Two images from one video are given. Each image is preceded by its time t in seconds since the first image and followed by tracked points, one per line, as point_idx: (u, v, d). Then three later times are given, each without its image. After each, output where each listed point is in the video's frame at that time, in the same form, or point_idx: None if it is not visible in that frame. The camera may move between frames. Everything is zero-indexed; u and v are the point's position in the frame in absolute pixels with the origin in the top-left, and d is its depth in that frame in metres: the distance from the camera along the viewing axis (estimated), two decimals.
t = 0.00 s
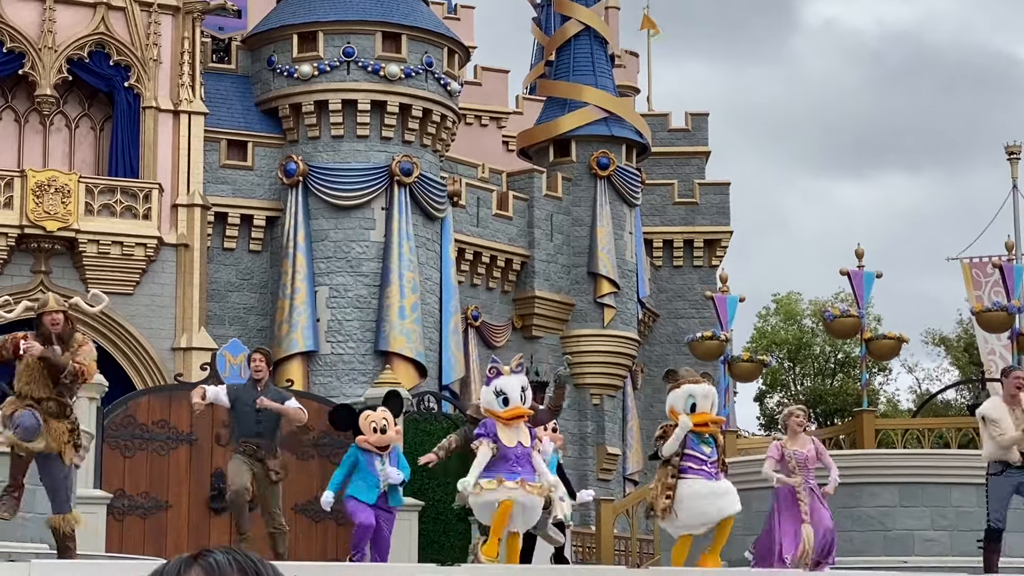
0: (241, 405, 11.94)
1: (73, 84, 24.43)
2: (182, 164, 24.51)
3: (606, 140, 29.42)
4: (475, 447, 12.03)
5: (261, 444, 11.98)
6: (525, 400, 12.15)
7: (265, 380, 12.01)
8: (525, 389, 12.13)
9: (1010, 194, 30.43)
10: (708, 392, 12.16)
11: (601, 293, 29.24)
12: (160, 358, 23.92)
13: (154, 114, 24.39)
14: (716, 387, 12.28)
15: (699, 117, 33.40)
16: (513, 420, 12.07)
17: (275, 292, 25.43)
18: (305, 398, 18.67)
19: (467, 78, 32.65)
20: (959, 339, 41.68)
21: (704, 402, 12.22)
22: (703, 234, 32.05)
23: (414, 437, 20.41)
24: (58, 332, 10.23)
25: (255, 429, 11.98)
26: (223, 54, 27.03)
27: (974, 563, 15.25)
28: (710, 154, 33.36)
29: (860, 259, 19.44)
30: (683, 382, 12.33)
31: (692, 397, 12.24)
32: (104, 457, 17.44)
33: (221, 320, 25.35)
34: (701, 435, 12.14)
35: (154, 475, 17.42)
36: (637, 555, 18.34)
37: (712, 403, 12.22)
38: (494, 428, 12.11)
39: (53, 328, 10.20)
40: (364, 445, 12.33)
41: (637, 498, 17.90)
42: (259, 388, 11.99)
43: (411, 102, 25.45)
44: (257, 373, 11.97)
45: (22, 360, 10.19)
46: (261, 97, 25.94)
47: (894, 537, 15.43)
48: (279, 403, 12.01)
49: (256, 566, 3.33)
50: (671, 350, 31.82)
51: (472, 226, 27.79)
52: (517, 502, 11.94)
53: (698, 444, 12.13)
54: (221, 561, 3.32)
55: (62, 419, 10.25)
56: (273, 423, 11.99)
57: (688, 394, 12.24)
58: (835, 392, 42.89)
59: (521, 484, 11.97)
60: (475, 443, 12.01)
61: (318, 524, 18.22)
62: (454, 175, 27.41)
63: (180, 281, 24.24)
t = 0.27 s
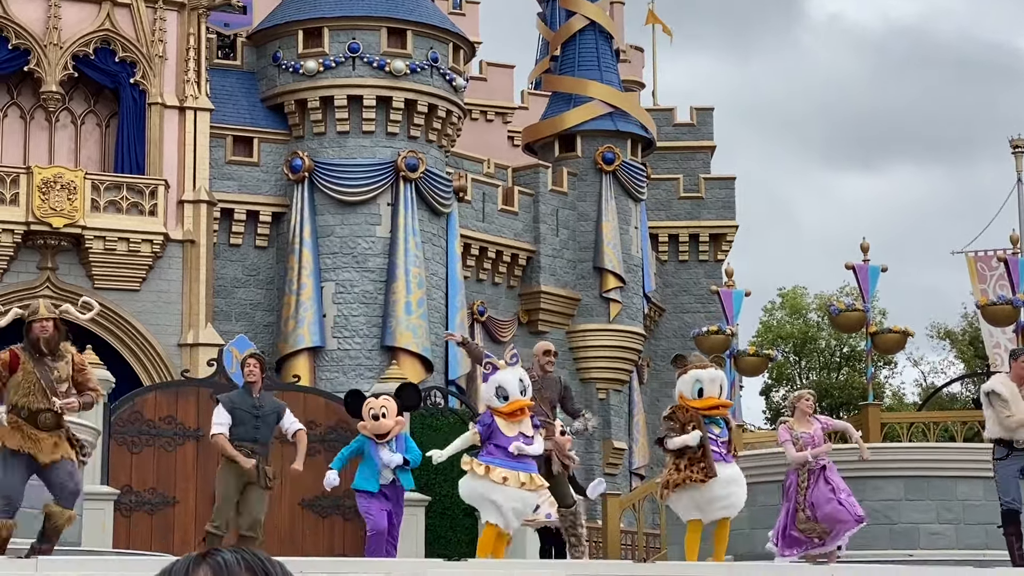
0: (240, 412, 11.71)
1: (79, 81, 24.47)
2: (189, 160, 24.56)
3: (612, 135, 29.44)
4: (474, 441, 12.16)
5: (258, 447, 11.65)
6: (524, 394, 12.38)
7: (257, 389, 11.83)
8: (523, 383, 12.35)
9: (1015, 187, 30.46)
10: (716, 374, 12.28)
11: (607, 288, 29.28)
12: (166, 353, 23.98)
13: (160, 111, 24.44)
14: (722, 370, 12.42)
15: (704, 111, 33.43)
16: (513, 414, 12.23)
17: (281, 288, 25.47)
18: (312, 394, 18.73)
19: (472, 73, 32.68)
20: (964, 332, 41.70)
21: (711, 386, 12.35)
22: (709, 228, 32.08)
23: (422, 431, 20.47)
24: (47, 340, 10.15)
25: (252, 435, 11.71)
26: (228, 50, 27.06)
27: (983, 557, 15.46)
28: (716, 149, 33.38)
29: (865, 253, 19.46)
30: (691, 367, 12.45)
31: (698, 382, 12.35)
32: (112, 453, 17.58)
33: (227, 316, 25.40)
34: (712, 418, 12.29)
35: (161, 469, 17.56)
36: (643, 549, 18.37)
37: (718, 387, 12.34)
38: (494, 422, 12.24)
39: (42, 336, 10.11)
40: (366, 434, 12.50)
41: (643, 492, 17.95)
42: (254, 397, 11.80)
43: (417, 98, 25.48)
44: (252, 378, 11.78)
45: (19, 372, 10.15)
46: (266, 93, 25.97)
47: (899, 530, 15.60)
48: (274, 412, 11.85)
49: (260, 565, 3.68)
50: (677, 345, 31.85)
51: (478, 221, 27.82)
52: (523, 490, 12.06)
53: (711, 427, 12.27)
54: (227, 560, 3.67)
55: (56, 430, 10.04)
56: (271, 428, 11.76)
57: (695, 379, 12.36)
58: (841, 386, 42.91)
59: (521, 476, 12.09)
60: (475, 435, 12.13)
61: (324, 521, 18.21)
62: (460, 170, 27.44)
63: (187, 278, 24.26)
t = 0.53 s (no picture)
0: (242, 398, 11.71)
1: (81, 77, 24.51)
2: (191, 156, 24.57)
3: (614, 130, 29.45)
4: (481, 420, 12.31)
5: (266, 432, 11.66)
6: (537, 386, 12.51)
7: (258, 373, 11.86)
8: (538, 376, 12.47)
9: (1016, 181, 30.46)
10: (717, 371, 12.23)
11: (610, 283, 29.30)
12: (170, 350, 23.96)
13: (162, 107, 24.48)
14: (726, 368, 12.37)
15: (706, 106, 33.44)
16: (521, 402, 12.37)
17: (284, 283, 25.49)
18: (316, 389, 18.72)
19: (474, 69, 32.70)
20: (967, 326, 41.70)
21: (713, 383, 12.28)
22: (711, 223, 32.09)
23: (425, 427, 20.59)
24: (55, 325, 10.50)
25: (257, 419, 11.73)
26: (230, 47, 27.07)
27: (985, 551, 15.49)
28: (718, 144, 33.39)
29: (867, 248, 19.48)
30: (694, 366, 12.43)
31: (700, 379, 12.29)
32: (115, 448, 17.63)
33: (230, 312, 25.42)
34: (713, 417, 12.25)
35: (165, 465, 17.64)
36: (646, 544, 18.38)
37: (721, 384, 12.28)
38: (499, 404, 12.38)
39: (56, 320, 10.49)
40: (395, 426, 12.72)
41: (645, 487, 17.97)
42: (255, 380, 11.83)
43: (419, 93, 25.49)
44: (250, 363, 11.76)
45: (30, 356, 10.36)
46: (269, 89, 25.99)
47: (902, 524, 15.67)
48: (277, 393, 11.84)
49: (265, 563, 3.33)
50: (679, 340, 31.86)
51: (480, 217, 27.84)
52: (515, 476, 12.17)
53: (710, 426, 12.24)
54: (229, 557, 3.33)
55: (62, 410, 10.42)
56: (274, 408, 11.77)
57: (697, 376, 12.30)
58: (844, 380, 42.92)
59: (514, 461, 12.21)
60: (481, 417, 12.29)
61: (329, 516, 18.38)
62: (462, 165, 27.46)
63: (190, 274, 24.27)
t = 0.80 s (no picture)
0: (247, 402, 11.70)
1: (80, 74, 24.50)
2: (191, 153, 24.56)
3: (613, 127, 29.44)
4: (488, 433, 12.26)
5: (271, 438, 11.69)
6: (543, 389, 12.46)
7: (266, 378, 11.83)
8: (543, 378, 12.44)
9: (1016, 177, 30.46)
10: (713, 374, 12.22)
11: (610, 280, 29.29)
12: (169, 346, 23.99)
13: (162, 104, 24.46)
14: (722, 373, 12.36)
15: (706, 102, 33.43)
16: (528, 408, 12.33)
17: (284, 280, 25.48)
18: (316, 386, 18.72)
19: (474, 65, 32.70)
20: (966, 322, 41.69)
21: (709, 387, 12.27)
22: (711, 220, 32.08)
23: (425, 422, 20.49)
24: (64, 333, 10.20)
25: (262, 424, 11.71)
26: (230, 43, 27.06)
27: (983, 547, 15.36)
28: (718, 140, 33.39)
29: (866, 244, 19.47)
30: (692, 368, 12.42)
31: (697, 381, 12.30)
32: (115, 446, 17.65)
33: (230, 309, 25.41)
34: (705, 422, 12.19)
35: (165, 463, 17.65)
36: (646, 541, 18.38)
37: (717, 387, 12.28)
38: (508, 415, 12.38)
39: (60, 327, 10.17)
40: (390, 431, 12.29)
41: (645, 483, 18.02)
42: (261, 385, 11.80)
43: (418, 90, 25.49)
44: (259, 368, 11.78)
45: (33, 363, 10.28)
46: (268, 85, 25.97)
47: (900, 519, 16.00)
48: (282, 397, 11.82)
49: (264, 558, 3.18)
50: (679, 336, 31.88)
51: (480, 213, 27.84)
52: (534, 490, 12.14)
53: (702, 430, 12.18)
54: (229, 551, 3.17)
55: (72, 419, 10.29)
56: (280, 416, 11.76)
57: (694, 378, 12.30)
58: (844, 376, 42.93)
59: (535, 478, 12.16)
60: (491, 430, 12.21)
61: (331, 512, 18.44)
62: (462, 162, 27.45)
63: (189, 270, 24.29)
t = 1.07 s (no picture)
0: (242, 398, 11.22)
1: (78, 73, 24.50)
2: (189, 152, 24.56)
3: (611, 126, 29.43)
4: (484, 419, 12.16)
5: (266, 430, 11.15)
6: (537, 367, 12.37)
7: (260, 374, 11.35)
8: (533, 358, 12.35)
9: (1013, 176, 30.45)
10: (714, 358, 12.28)
11: (608, 279, 29.31)
12: (167, 345, 23.97)
13: (159, 102, 24.44)
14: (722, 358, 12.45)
15: (704, 101, 33.43)
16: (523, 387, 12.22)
17: (282, 280, 25.48)
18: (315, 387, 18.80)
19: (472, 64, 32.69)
20: (964, 321, 41.69)
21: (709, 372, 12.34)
22: (709, 219, 32.08)
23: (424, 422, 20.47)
24: (48, 327, 9.89)
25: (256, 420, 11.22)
26: (228, 42, 27.04)
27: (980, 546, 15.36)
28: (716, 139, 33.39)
29: (864, 243, 19.48)
30: (690, 352, 12.47)
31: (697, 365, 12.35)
32: (113, 445, 17.66)
33: (228, 308, 25.40)
34: (706, 402, 12.23)
35: (162, 463, 17.64)
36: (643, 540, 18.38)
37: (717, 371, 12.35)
38: (504, 400, 12.25)
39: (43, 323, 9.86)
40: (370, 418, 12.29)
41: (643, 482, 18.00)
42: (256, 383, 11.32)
43: (416, 89, 25.49)
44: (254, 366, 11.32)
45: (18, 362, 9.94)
46: (266, 84, 25.97)
47: (897, 519, 16.00)
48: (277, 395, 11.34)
49: (257, 555, 2.95)
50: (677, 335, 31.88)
51: (478, 212, 27.83)
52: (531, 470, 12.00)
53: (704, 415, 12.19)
54: (221, 549, 2.95)
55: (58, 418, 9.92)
56: (275, 411, 11.27)
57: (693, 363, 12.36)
58: (842, 375, 42.94)
59: (531, 456, 12.04)
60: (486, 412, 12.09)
61: (326, 513, 18.23)
62: (460, 161, 27.44)
63: (187, 268, 24.28)
